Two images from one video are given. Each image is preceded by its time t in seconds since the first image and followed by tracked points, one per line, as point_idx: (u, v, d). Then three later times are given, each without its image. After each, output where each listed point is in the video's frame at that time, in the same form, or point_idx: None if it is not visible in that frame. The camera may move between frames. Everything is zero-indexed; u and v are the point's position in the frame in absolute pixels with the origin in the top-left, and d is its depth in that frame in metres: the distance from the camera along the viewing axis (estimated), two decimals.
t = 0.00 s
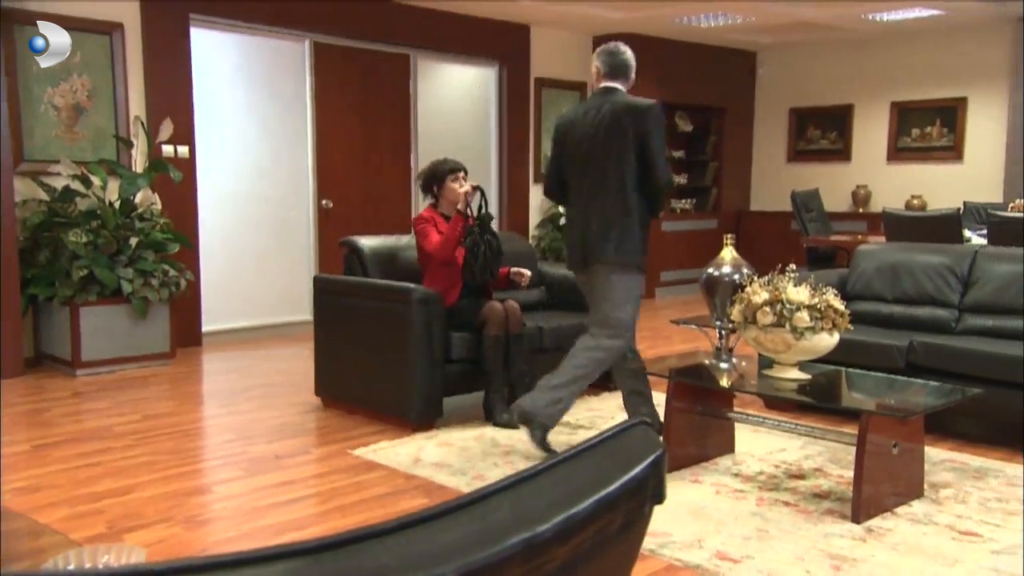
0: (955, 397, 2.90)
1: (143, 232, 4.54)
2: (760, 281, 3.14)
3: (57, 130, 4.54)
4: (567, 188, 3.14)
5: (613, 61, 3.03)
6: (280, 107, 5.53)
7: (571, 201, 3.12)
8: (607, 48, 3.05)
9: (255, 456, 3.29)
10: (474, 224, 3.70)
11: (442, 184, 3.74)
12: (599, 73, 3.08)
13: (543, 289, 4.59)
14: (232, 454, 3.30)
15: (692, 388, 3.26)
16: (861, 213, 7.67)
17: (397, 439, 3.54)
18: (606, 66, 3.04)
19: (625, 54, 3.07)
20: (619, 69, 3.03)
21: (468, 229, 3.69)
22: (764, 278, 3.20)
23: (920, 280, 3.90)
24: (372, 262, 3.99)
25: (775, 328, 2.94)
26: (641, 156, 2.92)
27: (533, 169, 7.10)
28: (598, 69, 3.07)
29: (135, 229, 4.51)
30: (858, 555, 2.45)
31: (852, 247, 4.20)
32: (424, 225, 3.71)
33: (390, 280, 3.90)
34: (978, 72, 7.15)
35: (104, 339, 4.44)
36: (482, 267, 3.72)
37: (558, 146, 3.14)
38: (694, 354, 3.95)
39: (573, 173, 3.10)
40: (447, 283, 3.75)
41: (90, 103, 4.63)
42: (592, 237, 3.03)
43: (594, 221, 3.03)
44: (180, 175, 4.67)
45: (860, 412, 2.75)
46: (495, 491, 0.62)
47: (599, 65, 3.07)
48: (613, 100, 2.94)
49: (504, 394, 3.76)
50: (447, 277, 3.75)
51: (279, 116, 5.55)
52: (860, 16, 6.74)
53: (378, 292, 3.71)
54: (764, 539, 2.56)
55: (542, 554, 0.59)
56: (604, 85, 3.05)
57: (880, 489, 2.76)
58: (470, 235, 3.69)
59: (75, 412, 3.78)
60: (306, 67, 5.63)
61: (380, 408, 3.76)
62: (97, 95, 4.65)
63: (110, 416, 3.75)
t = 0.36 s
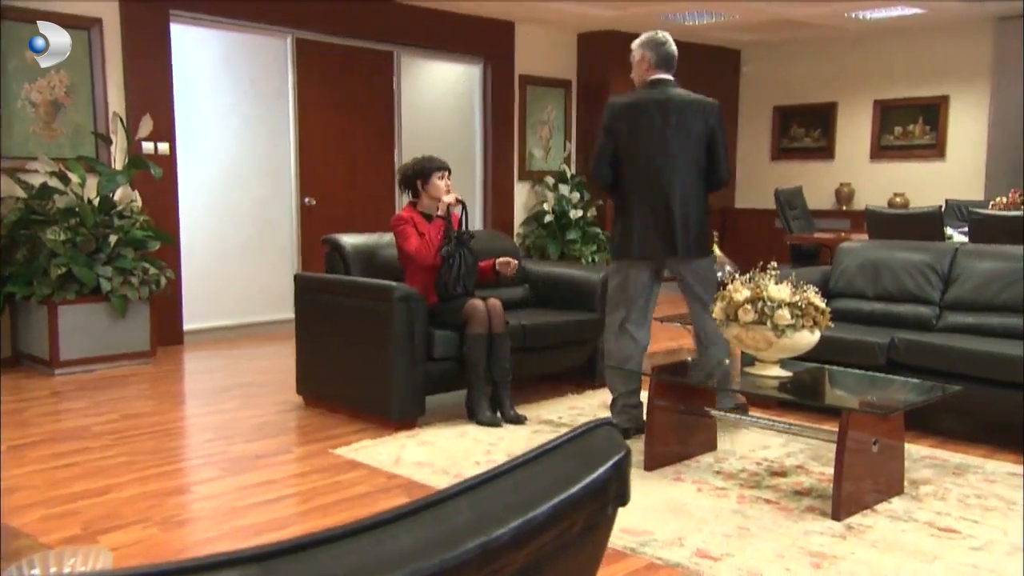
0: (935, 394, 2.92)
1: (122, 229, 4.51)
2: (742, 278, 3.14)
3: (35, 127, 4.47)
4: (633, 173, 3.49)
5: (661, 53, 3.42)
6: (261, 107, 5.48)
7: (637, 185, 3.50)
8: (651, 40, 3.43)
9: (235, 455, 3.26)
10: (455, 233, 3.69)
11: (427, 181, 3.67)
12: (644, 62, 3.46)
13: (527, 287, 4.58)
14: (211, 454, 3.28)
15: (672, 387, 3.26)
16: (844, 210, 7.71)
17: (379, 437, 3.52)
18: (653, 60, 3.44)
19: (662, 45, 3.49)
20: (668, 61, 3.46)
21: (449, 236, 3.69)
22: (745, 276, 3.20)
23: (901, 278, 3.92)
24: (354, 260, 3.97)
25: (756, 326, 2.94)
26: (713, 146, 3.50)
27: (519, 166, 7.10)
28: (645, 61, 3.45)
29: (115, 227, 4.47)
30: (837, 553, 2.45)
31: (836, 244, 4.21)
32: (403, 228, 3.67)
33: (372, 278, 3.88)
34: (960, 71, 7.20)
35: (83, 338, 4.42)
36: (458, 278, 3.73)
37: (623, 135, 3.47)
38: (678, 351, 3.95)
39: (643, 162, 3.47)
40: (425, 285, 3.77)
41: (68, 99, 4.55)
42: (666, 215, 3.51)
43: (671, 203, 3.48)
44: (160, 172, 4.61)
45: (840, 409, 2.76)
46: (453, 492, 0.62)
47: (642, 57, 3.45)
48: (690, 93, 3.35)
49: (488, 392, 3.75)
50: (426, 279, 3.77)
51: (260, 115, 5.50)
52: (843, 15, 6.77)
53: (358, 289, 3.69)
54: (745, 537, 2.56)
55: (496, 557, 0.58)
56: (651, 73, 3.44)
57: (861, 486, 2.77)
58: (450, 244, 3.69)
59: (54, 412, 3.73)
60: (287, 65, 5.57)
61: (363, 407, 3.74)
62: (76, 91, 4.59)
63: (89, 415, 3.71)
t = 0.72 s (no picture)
0: (922, 391, 2.92)
1: (107, 227, 4.48)
2: (728, 276, 3.13)
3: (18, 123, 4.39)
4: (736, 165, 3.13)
5: (720, 60, 3.19)
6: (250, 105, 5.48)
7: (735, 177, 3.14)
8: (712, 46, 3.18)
9: (219, 455, 3.24)
10: (450, 240, 3.76)
11: (422, 178, 3.74)
12: (703, 68, 3.19)
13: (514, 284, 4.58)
14: (195, 453, 3.25)
15: (658, 383, 3.23)
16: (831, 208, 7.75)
17: (365, 436, 3.51)
18: (720, 65, 3.18)
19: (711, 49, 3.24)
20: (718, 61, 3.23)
21: (442, 242, 3.75)
22: (730, 274, 3.20)
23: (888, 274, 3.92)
24: (340, 259, 3.94)
25: (742, 324, 2.93)
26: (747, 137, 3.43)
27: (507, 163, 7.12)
28: (708, 67, 3.16)
29: (99, 225, 4.43)
30: (823, 550, 2.45)
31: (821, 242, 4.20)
32: (394, 225, 3.71)
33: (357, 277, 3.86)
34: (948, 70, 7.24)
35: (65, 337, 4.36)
36: (452, 282, 3.71)
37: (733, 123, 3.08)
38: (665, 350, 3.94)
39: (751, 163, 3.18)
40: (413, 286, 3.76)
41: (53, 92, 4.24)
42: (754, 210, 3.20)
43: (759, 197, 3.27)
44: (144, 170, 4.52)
45: (825, 407, 2.76)
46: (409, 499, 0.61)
47: (705, 62, 3.18)
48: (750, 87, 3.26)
49: (473, 390, 3.73)
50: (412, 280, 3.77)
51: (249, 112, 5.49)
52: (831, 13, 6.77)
53: (344, 288, 3.67)
54: (730, 535, 2.55)
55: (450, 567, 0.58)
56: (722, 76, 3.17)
57: (846, 484, 2.77)
58: (441, 248, 3.74)
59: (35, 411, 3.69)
60: (274, 61, 5.59)
61: (348, 406, 3.72)
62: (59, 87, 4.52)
63: (72, 414, 3.67)
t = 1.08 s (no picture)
0: (909, 387, 2.91)
1: (92, 223, 4.48)
2: (716, 272, 3.13)
3: None
4: (780, 152, 3.28)
5: (737, 56, 3.30)
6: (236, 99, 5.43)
7: (779, 163, 3.29)
8: (728, 43, 3.26)
9: (205, 452, 3.22)
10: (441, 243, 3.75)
11: (414, 176, 3.74)
12: (719, 65, 3.29)
13: (504, 281, 4.56)
14: (181, 451, 3.23)
15: (646, 380, 3.22)
16: (823, 204, 7.73)
17: (352, 434, 3.49)
18: (735, 60, 3.29)
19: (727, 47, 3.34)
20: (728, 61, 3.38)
21: (433, 244, 3.74)
22: (719, 270, 3.19)
23: (875, 271, 3.91)
24: (327, 255, 3.92)
25: (730, 320, 2.93)
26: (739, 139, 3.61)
27: (497, 159, 7.07)
28: (726, 63, 3.27)
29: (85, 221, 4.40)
30: (809, 547, 2.45)
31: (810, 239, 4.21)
32: (384, 222, 3.70)
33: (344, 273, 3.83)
34: (939, 66, 7.23)
35: (49, 335, 4.32)
36: (445, 282, 3.68)
37: (772, 112, 3.25)
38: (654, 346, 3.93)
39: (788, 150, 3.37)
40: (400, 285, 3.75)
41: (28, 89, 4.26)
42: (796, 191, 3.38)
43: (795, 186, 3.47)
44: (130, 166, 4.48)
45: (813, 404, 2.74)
46: (383, 496, 0.60)
47: (722, 58, 3.27)
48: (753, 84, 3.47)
49: (461, 387, 3.71)
50: (398, 278, 3.75)
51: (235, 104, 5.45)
52: (821, 9, 6.76)
53: (331, 284, 3.64)
54: (717, 532, 2.55)
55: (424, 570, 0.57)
56: (738, 72, 3.30)
57: (833, 480, 2.77)
58: (432, 250, 3.74)
59: (19, 410, 3.66)
60: (261, 55, 5.55)
61: (336, 404, 3.70)
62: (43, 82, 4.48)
63: (56, 412, 3.64)
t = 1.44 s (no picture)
0: (895, 377, 2.92)
1: (76, 214, 4.40)
2: (702, 263, 3.12)
3: None
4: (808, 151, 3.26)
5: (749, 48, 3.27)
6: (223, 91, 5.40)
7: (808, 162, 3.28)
8: (738, 33, 3.24)
9: (189, 445, 3.20)
10: (425, 234, 3.73)
11: (400, 167, 3.71)
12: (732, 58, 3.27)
13: (491, 272, 4.55)
14: (164, 443, 3.20)
15: (633, 371, 3.21)
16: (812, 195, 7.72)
17: (338, 426, 3.47)
18: (746, 50, 3.26)
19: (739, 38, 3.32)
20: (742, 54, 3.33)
21: (417, 236, 3.72)
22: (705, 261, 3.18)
23: (862, 262, 3.91)
24: (313, 246, 3.90)
25: (716, 311, 2.93)
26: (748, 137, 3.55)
27: (485, 150, 7.03)
28: (738, 57, 3.25)
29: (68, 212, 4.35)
30: (794, 537, 2.45)
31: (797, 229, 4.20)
32: (369, 212, 3.68)
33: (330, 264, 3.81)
34: (927, 57, 7.23)
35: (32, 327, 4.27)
36: (429, 274, 3.68)
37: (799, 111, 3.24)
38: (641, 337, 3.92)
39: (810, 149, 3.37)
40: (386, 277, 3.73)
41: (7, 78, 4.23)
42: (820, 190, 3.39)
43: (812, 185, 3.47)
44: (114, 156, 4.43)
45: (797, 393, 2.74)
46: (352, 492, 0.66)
47: (735, 51, 3.25)
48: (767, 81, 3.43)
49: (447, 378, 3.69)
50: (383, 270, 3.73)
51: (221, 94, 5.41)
52: None
53: (316, 276, 3.63)
54: (702, 523, 2.55)
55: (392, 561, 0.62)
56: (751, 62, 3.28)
57: (818, 470, 2.77)
58: (416, 242, 3.72)
59: None
60: (247, 43, 5.47)
61: (321, 396, 3.69)
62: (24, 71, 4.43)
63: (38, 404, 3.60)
